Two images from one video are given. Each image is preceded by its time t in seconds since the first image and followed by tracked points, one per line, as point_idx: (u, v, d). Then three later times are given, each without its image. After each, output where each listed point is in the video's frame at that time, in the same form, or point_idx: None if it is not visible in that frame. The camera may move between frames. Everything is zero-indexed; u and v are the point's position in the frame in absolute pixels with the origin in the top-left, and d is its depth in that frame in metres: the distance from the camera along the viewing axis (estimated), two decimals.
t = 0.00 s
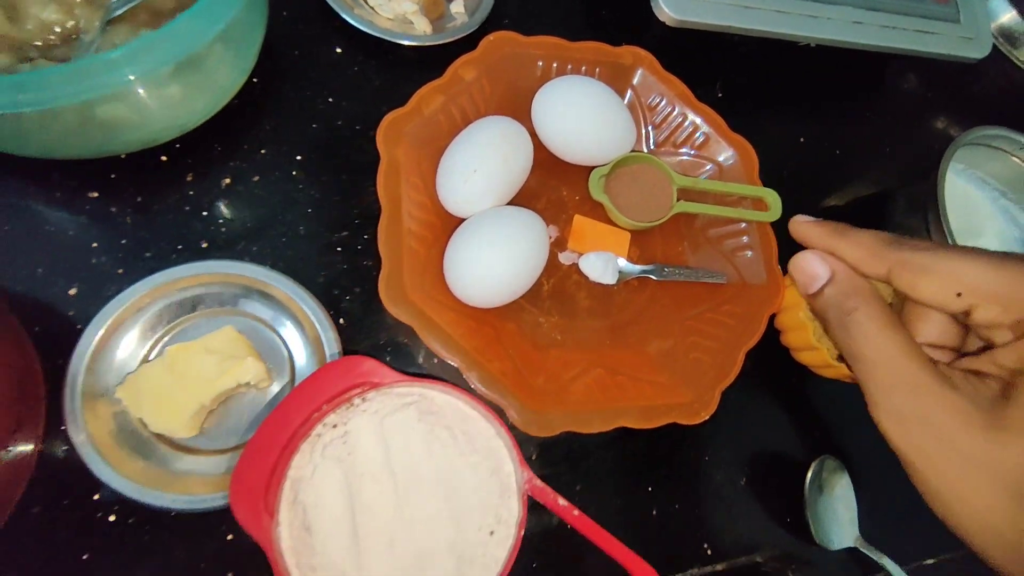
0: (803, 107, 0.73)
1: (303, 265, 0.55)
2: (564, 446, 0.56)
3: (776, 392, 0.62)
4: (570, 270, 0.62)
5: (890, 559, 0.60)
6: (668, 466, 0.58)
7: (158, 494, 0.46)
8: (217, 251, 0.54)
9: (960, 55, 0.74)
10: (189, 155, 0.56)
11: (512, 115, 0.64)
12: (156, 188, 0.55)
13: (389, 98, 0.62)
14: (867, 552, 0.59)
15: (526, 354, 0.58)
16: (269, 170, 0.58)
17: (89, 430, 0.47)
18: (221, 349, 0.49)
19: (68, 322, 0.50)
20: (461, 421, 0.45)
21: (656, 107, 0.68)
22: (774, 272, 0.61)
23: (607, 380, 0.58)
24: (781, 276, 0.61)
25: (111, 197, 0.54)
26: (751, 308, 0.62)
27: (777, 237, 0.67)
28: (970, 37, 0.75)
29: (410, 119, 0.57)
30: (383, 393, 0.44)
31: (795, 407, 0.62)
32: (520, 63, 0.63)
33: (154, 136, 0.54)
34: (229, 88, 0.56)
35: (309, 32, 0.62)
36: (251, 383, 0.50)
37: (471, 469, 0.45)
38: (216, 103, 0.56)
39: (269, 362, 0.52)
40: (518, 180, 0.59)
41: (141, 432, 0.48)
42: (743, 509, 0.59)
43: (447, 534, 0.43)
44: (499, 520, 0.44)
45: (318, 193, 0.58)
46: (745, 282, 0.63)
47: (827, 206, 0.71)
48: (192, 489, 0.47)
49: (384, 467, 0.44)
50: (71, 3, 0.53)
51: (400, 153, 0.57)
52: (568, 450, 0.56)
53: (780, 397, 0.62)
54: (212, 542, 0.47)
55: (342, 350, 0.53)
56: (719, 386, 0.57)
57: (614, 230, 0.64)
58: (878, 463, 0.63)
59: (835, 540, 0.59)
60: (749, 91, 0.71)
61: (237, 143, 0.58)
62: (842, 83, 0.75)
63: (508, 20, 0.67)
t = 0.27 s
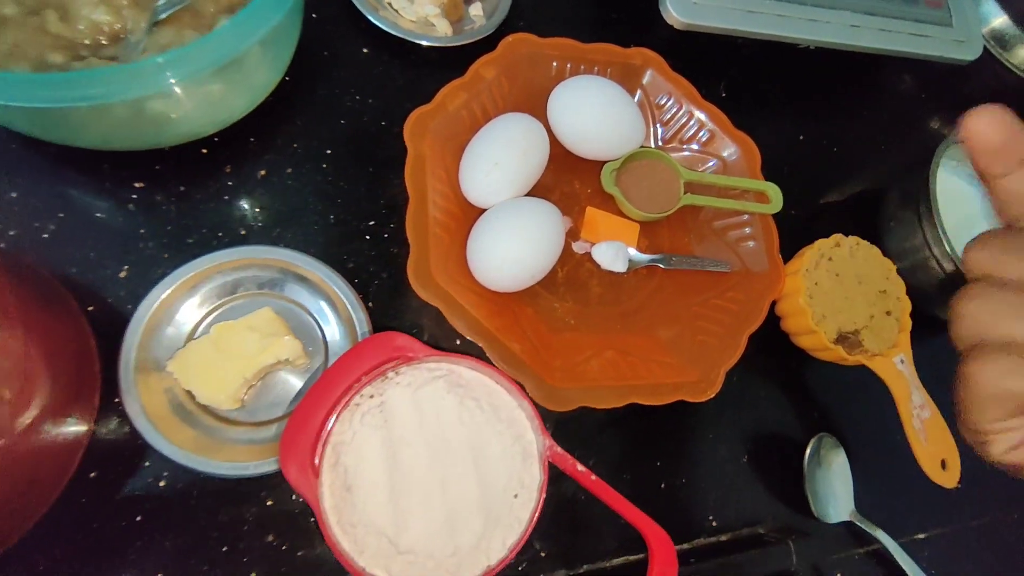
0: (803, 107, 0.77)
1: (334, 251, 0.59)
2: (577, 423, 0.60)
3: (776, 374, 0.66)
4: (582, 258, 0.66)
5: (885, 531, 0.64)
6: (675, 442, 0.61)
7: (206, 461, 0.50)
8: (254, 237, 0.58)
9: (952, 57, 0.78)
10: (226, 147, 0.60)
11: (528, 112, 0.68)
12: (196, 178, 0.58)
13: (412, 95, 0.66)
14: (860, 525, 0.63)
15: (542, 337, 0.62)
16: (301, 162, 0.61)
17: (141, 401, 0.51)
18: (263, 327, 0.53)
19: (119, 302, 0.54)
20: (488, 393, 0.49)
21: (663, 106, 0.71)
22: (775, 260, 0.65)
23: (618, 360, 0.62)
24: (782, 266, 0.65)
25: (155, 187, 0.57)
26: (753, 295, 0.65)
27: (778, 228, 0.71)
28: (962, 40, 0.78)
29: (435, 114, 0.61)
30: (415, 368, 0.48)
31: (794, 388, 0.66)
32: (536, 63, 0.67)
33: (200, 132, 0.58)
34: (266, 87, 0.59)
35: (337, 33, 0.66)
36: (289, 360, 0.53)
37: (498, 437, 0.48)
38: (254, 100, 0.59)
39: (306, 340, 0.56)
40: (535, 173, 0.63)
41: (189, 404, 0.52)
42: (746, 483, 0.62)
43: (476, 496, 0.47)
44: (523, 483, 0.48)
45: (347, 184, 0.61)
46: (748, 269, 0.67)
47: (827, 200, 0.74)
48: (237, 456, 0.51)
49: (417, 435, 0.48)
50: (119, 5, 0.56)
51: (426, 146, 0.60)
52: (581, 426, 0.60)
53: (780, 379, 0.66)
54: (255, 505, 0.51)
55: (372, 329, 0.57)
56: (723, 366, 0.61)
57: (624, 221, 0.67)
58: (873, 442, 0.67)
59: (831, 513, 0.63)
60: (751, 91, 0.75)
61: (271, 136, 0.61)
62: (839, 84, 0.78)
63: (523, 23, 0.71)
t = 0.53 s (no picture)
0: (801, 112, 0.81)
1: (362, 245, 0.63)
2: (588, 406, 0.64)
3: (775, 364, 0.70)
4: (593, 253, 0.70)
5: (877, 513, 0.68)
6: (679, 426, 0.65)
7: (247, 437, 0.54)
8: (287, 230, 0.62)
9: (943, 66, 0.82)
10: (261, 146, 0.64)
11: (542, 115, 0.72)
12: (233, 175, 0.62)
13: (433, 98, 0.70)
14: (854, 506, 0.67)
15: (556, 326, 0.66)
16: (330, 161, 0.65)
17: (187, 382, 0.55)
18: (300, 315, 0.57)
19: (165, 290, 0.58)
20: (509, 375, 0.53)
21: (669, 111, 0.76)
22: (774, 256, 0.69)
23: (628, 348, 0.66)
24: (781, 261, 0.69)
25: (195, 184, 0.61)
26: (754, 288, 0.70)
27: (777, 227, 0.75)
28: (953, 49, 0.82)
29: (458, 116, 0.65)
30: (442, 351, 0.52)
31: (792, 377, 0.70)
32: (550, 69, 0.71)
33: (238, 131, 0.61)
34: (301, 90, 0.63)
35: (362, 40, 0.70)
36: (323, 346, 0.57)
37: (518, 416, 0.52)
38: (290, 102, 0.62)
39: (337, 327, 0.60)
40: (550, 173, 0.67)
41: (231, 385, 0.56)
42: (747, 466, 0.66)
43: (498, 470, 0.51)
44: (541, 458, 0.52)
45: (373, 181, 0.65)
46: (749, 265, 0.71)
47: (825, 201, 0.78)
48: (275, 434, 0.55)
49: (444, 413, 0.52)
50: (162, 13, 0.60)
51: (449, 146, 0.65)
52: (592, 410, 0.64)
53: (778, 368, 0.70)
54: (290, 478, 0.55)
55: (398, 318, 0.60)
56: (726, 354, 0.65)
57: (632, 219, 0.71)
58: (868, 429, 0.70)
59: (826, 496, 0.67)
60: (752, 97, 0.79)
61: (302, 136, 0.65)
62: (835, 90, 0.83)
63: (536, 31, 0.75)
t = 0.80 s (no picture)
0: (793, 123, 0.87)
1: (388, 244, 0.68)
2: (595, 394, 0.69)
3: (768, 357, 0.75)
4: (600, 253, 0.76)
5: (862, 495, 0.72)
6: (678, 414, 0.71)
7: (288, 418, 0.60)
8: (320, 230, 0.67)
9: (926, 81, 0.87)
10: (295, 152, 0.69)
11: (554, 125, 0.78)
12: (270, 178, 0.68)
13: (453, 108, 0.75)
14: (840, 489, 0.72)
15: (566, 319, 0.72)
16: (359, 165, 0.70)
17: (233, 368, 0.60)
18: (335, 307, 0.62)
19: (210, 283, 0.63)
20: (527, 362, 0.58)
21: (671, 122, 0.81)
22: (768, 257, 0.75)
23: (632, 341, 0.72)
24: (774, 262, 0.74)
25: (236, 186, 0.67)
26: (749, 286, 0.75)
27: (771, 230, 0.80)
28: (936, 66, 0.87)
29: (477, 127, 0.71)
30: (466, 341, 0.58)
31: (784, 369, 0.75)
32: (561, 83, 0.77)
33: (277, 138, 0.66)
34: (334, 100, 0.67)
35: (388, 53, 0.75)
36: (354, 336, 0.62)
37: (535, 399, 0.58)
38: (324, 112, 0.67)
39: (367, 319, 0.65)
40: (562, 179, 0.73)
41: (273, 371, 0.62)
42: (741, 451, 0.71)
43: (517, 447, 0.57)
44: (556, 437, 0.57)
45: (398, 185, 0.70)
46: (744, 265, 0.77)
47: (816, 206, 0.84)
48: (313, 415, 0.61)
49: (468, 396, 0.57)
50: (206, 28, 0.64)
51: (469, 154, 0.71)
52: (598, 396, 0.69)
53: (771, 361, 0.75)
54: (324, 456, 0.61)
55: (423, 311, 0.66)
56: (723, 347, 0.70)
57: (636, 222, 0.77)
58: (852, 418, 0.76)
59: (815, 477, 0.72)
60: (747, 109, 0.85)
61: (333, 143, 0.71)
62: (825, 103, 0.88)
63: (547, 46, 0.81)
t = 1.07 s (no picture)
0: (786, 131, 0.90)
1: (397, 244, 0.71)
2: (595, 389, 0.72)
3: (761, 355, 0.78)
4: (600, 254, 0.79)
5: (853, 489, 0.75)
6: (675, 409, 0.73)
7: (301, 411, 0.61)
8: (330, 230, 0.70)
9: (914, 92, 0.91)
10: (307, 156, 0.72)
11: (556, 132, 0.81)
12: (283, 180, 0.70)
13: (459, 114, 0.78)
14: (831, 483, 0.74)
15: (568, 318, 0.75)
16: (368, 169, 0.73)
17: (249, 361, 0.62)
18: (348, 305, 0.64)
19: (227, 281, 0.66)
20: (531, 358, 0.61)
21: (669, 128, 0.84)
22: (762, 260, 0.78)
23: (631, 339, 0.75)
24: (768, 264, 0.77)
25: (251, 188, 0.69)
26: (743, 287, 0.78)
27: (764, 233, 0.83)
28: (923, 77, 0.90)
29: (483, 133, 0.75)
30: (474, 337, 0.61)
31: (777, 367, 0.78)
32: (564, 92, 0.81)
33: (290, 143, 0.69)
34: (346, 107, 0.70)
35: (397, 61, 0.78)
36: (365, 333, 0.65)
37: (539, 393, 0.60)
38: (336, 118, 0.70)
39: (378, 316, 0.68)
40: (564, 183, 0.75)
41: (286, 365, 0.64)
42: (735, 446, 0.74)
43: (522, 439, 0.59)
44: (559, 429, 0.60)
45: (406, 188, 0.73)
46: (739, 267, 0.80)
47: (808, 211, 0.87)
48: (325, 408, 0.63)
49: (475, 390, 0.60)
50: (225, 37, 0.68)
51: (476, 159, 0.74)
52: (598, 392, 0.72)
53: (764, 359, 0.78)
54: (334, 447, 0.62)
55: (431, 309, 0.68)
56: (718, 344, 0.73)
57: (636, 224, 0.80)
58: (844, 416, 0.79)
59: (808, 472, 0.74)
60: (741, 117, 0.89)
61: (344, 147, 0.73)
62: (816, 112, 0.92)
63: (550, 55, 0.84)
